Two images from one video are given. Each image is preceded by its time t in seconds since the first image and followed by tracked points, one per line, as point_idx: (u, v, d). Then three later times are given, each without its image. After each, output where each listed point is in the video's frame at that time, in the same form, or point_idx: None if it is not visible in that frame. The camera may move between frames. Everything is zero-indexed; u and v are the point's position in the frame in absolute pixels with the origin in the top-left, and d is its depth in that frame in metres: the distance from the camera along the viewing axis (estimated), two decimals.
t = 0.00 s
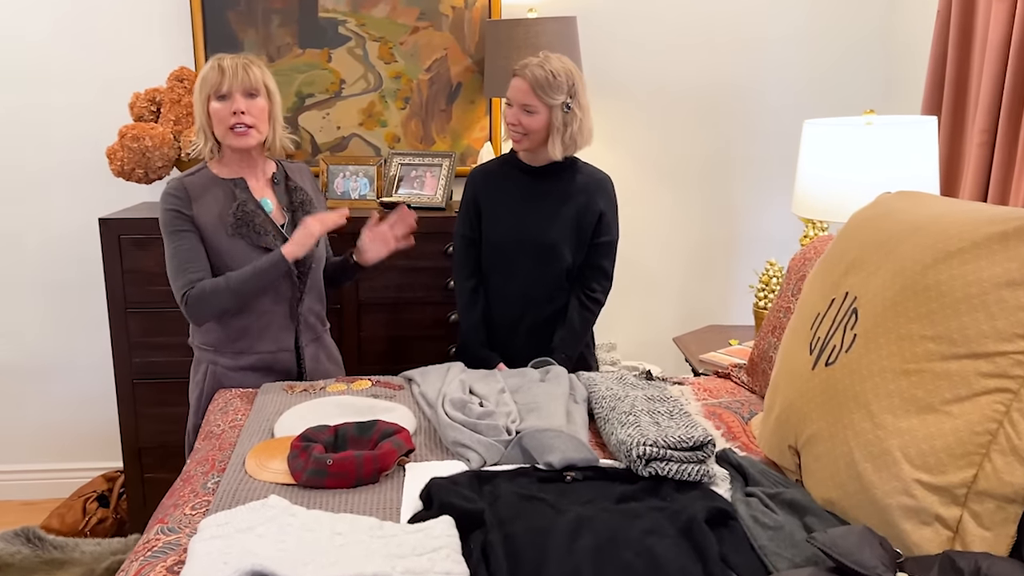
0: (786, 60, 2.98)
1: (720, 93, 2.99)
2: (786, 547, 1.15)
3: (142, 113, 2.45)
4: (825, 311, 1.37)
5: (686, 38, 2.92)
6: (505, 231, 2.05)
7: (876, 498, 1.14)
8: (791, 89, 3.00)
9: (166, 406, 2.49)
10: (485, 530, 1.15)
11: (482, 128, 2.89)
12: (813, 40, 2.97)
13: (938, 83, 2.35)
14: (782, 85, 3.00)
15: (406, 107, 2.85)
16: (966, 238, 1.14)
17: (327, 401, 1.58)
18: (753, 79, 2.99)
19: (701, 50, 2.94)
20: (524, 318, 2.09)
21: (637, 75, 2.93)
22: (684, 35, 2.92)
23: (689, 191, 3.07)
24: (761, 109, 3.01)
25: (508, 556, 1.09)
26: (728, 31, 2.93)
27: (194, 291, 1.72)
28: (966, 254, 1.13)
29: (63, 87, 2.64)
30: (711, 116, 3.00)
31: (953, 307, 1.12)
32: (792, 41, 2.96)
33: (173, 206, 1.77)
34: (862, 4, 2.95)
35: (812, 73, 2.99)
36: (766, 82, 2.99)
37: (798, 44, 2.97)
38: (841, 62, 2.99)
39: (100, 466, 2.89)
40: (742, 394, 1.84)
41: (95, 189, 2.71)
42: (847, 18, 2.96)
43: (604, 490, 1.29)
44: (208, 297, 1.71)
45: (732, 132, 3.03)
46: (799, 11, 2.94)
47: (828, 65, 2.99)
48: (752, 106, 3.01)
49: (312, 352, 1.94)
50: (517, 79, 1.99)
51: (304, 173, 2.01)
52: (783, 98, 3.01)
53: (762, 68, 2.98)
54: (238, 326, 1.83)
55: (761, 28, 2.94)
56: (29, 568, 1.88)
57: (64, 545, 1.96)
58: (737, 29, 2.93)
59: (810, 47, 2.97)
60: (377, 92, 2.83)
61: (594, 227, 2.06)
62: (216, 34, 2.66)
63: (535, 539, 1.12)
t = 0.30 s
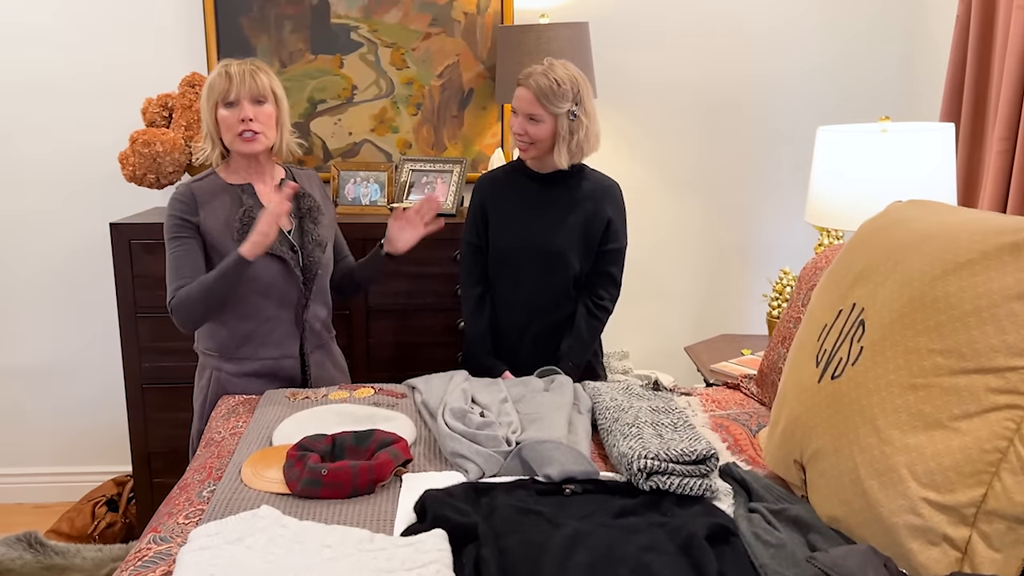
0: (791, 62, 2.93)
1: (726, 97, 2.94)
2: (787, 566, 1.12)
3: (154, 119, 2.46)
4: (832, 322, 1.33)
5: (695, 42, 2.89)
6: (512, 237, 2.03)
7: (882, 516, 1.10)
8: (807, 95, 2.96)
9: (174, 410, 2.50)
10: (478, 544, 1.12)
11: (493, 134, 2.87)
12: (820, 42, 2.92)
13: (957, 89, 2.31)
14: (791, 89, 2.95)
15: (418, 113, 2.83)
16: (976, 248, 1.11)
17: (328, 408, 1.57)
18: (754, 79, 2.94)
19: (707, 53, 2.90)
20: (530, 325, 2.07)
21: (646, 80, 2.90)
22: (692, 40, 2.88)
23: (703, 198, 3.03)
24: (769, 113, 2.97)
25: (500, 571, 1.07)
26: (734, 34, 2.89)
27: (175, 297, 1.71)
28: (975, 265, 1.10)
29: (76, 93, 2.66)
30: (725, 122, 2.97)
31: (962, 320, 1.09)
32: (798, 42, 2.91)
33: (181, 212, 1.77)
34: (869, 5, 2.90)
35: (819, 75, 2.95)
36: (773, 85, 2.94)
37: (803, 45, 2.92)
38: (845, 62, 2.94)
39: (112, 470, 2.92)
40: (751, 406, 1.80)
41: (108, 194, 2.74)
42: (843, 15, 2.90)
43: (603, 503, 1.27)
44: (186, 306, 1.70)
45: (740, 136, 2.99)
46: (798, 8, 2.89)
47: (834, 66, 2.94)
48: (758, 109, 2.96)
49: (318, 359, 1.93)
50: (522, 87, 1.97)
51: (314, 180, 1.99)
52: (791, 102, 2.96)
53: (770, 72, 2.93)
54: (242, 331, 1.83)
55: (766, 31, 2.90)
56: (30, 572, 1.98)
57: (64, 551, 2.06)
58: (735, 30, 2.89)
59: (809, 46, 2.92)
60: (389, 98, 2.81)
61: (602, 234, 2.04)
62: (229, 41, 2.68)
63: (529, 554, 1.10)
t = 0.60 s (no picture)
0: (808, 69, 2.90)
1: (738, 103, 2.91)
2: None
3: (171, 125, 2.49)
4: (844, 334, 1.31)
5: (707, 47, 2.86)
6: (522, 245, 2.02)
7: (893, 534, 1.07)
8: (825, 103, 2.93)
9: (188, 416, 2.52)
10: (481, 556, 1.11)
11: (508, 142, 2.86)
12: (831, 47, 2.88)
13: (977, 98, 2.27)
14: (803, 95, 2.92)
15: (433, 121, 2.83)
16: (991, 260, 1.08)
17: (336, 416, 1.57)
18: (763, 84, 2.91)
19: (717, 58, 2.87)
20: (540, 334, 2.05)
21: (658, 86, 2.88)
22: (704, 45, 2.86)
23: (719, 206, 3.00)
24: (785, 121, 2.94)
25: None
26: (745, 40, 2.86)
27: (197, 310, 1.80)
28: (990, 278, 1.07)
29: (95, 101, 2.70)
30: (742, 130, 2.94)
31: (976, 334, 1.06)
32: (808, 46, 2.88)
33: (196, 218, 1.77)
34: (879, 8, 2.86)
35: (831, 80, 2.91)
36: (783, 90, 2.91)
37: (814, 50, 2.88)
38: (848, 63, 2.90)
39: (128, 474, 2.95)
40: (764, 418, 1.77)
41: (127, 201, 2.77)
42: (845, 14, 2.86)
43: (609, 516, 1.25)
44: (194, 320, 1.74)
45: (751, 143, 2.96)
46: (798, 8, 2.85)
47: (845, 72, 2.91)
48: (766, 114, 2.93)
49: (329, 367, 1.93)
50: (534, 95, 1.96)
51: (332, 189, 1.98)
52: (802, 107, 2.93)
53: (781, 78, 2.90)
54: (253, 338, 1.83)
55: (776, 36, 2.87)
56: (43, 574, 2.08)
57: (71, 557, 2.17)
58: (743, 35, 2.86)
59: (817, 49, 2.88)
60: (404, 106, 2.81)
61: (613, 242, 2.02)
62: (246, 49, 2.70)
63: (532, 567, 1.08)
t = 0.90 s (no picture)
0: (826, 75, 2.86)
1: (751, 108, 2.88)
2: None
3: (185, 131, 2.50)
4: (863, 345, 1.28)
5: (722, 52, 2.83)
6: (534, 252, 2.00)
7: (914, 552, 1.04)
8: (843, 109, 2.89)
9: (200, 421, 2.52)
10: (490, 570, 1.09)
11: (522, 148, 2.85)
12: (845, 51, 2.85)
13: (1000, 104, 2.23)
14: (818, 98, 2.88)
15: (447, 127, 2.83)
16: (1016, 270, 1.05)
17: (346, 424, 1.56)
18: (780, 90, 2.87)
19: (730, 63, 2.84)
20: (552, 342, 2.03)
21: (672, 90, 2.85)
22: (718, 50, 2.83)
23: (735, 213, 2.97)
24: (802, 127, 2.91)
25: None
26: (759, 44, 2.83)
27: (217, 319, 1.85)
28: (1014, 288, 1.04)
29: (111, 106, 2.72)
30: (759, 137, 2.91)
31: (1001, 346, 1.03)
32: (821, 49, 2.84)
33: (209, 226, 1.77)
34: (894, 10, 2.82)
35: (845, 83, 2.87)
36: (797, 95, 2.88)
37: (828, 53, 2.85)
38: (857, 63, 2.86)
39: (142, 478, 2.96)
40: (781, 429, 1.74)
41: (142, 206, 2.78)
42: (856, 15, 2.82)
43: (622, 529, 1.22)
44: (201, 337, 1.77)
45: (767, 149, 2.92)
46: (801, 9, 2.81)
47: (858, 75, 2.87)
48: (779, 119, 2.90)
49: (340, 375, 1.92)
50: (544, 101, 1.95)
51: (349, 196, 1.99)
52: (816, 112, 2.89)
53: (795, 83, 2.87)
54: (264, 346, 1.82)
55: (790, 40, 2.83)
56: None
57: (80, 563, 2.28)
58: (757, 39, 2.83)
59: (835, 54, 2.85)
60: (418, 111, 2.81)
61: (626, 250, 2.00)
62: (262, 55, 2.70)
63: None
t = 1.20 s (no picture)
0: (846, 81, 2.81)
1: (768, 115, 2.84)
2: None
3: (196, 138, 2.48)
4: (892, 362, 1.23)
5: (738, 57, 2.79)
6: (547, 261, 1.96)
7: None
8: (863, 117, 2.84)
9: (210, 431, 2.49)
10: None
11: (536, 155, 2.81)
12: (864, 56, 2.79)
13: None
14: (837, 106, 2.83)
15: (460, 134, 2.79)
16: None
17: (355, 439, 1.53)
18: (800, 97, 2.83)
19: (747, 69, 2.80)
20: (564, 353, 1.99)
21: (687, 96, 2.81)
22: (734, 56, 2.79)
23: (751, 223, 2.92)
24: (822, 135, 2.86)
25: None
26: (775, 49, 2.79)
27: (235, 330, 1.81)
28: None
29: (123, 113, 2.70)
30: (777, 144, 2.86)
31: None
32: (839, 54, 2.79)
33: (220, 235, 1.75)
34: (913, 13, 2.77)
35: (864, 89, 2.82)
36: (817, 102, 2.83)
37: (846, 58, 2.79)
38: (880, 71, 2.81)
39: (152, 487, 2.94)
40: (802, 446, 1.69)
41: (153, 214, 2.77)
42: (875, 18, 2.77)
43: (639, 553, 1.18)
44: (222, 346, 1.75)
45: (785, 157, 2.87)
46: (827, 16, 2.76)
47: (877, 81, 2.82)
48: (798, 126, 2.85)
49: (352, 387, 1.88)
50: (557, 108, 1.91)
51: (364, 204, 1.94)
52: (835, 118, 2.84)
53: (812, 88, 2.82)
54: (275, 357, 1.79)
55: (808, 45, 2.78)
56: None
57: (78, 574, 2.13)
58: (774, 44, 2.78)
59: (855, 61, 2.80)
60: (431, 118, 2.78)
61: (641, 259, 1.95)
62: (274, 62, 2.68)
63: None
